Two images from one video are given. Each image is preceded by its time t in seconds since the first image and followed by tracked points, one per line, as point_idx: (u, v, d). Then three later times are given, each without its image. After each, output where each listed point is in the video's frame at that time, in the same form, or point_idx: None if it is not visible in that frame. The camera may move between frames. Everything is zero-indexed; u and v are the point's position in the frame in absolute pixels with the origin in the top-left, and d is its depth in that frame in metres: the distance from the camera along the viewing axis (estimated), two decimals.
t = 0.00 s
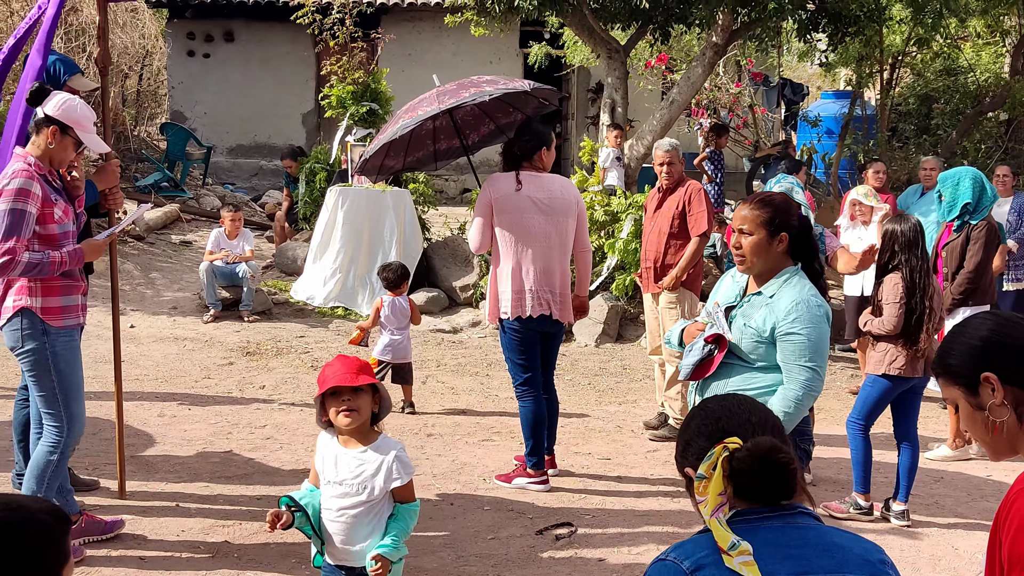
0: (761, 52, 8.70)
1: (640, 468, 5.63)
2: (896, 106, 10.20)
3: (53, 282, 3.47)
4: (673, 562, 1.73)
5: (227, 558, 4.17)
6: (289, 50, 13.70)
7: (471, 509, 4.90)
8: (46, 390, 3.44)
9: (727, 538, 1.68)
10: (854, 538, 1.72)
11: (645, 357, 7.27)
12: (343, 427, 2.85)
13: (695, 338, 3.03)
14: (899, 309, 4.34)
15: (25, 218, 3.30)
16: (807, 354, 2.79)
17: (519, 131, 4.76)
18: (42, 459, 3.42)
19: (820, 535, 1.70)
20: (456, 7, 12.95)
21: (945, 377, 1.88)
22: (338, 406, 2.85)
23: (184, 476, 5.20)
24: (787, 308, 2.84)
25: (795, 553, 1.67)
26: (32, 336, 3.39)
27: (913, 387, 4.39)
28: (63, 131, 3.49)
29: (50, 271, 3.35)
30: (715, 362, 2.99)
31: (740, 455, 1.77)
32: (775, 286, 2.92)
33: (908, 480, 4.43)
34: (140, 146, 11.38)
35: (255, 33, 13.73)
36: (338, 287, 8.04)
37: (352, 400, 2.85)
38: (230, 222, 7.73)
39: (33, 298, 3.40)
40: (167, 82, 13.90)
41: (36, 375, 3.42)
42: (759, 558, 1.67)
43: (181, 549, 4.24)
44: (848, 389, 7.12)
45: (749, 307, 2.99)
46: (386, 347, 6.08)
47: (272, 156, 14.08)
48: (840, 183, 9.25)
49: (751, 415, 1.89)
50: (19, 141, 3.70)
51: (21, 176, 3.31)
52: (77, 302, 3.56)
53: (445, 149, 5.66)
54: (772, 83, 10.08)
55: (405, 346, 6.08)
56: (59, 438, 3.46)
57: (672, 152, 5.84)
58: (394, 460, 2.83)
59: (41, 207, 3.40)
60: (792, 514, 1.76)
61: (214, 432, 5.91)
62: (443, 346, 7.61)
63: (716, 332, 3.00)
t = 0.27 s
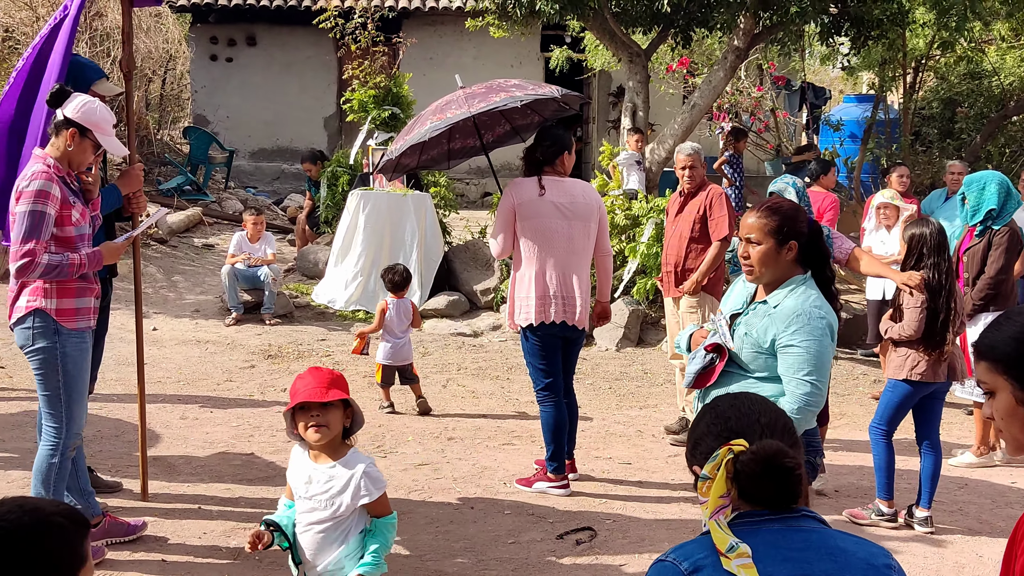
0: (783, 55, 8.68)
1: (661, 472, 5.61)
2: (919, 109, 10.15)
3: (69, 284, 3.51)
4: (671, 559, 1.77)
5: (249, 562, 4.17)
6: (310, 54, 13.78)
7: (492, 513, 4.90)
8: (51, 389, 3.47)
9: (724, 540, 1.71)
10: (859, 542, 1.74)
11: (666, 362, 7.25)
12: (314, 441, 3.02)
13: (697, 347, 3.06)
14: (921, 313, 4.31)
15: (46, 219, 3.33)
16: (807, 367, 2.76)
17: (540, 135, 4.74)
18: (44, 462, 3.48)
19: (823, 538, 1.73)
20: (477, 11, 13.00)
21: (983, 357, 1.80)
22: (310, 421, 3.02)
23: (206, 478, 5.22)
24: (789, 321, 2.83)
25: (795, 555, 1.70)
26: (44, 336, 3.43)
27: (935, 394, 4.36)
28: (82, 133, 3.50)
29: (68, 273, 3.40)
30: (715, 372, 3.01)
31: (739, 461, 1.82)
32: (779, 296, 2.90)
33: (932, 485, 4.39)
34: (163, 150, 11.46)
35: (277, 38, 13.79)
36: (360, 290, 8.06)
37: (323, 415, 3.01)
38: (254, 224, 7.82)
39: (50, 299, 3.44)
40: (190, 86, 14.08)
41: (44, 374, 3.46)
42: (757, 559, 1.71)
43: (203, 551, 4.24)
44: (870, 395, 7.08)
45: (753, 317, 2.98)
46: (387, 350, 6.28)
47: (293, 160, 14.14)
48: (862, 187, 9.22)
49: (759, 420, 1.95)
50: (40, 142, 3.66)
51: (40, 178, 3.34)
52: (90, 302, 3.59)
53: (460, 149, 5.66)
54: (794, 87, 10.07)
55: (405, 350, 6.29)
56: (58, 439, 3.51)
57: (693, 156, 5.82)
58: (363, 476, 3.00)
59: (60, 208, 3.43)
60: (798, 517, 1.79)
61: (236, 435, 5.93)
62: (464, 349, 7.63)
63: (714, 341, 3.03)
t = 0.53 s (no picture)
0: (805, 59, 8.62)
1: (682, 478, 5.59)
2: (943, 114, 10.11)
3: (90, 290, 3.55)
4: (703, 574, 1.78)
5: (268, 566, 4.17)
6: (334, 60, 13.87)
7: (513, 517, 4.90)
8: (72, 393, 3.52)
9: (759, 562, 1.71)
10: (885, 550, 1.76)
11: (687, 367, 7.25)
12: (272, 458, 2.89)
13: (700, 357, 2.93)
14: (938, 319, 4.28)
15: (70, 229, 3.37)
16: (813, 378, 2.64)
17: (563, 140, 4.74)
18: (65, 465, 3.52)
19: (853, 551, 1.75)
20: (499, 17, 13.05)
21: None
22: (268, 434, 2.89)
23: (229, 480, 5.25)
24: (794, 329, 2.72)
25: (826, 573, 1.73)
26: (66, 341, 3.48)
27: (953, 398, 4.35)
28: (104, 141, 3.54)
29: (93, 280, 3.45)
30: (721, 381, 2.90)
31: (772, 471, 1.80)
32: (786, 304, 2.81)
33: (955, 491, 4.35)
34: (187, 155, 11.53)
35: (301, 42, 13.93)
36: (382, 294, 8.11)
37: (282, 432, 2.89)
38: (277, 229, 7.86)
39: (73, 306, 3.48)
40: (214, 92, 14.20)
41: (66, 380, 3.50)
42: None
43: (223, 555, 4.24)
44: (893, 401, 7.04)
45: (757, 325, 2.88)
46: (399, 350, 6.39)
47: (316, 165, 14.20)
48: (885, 192, 9.18)
49: (797, 420, 1.93)
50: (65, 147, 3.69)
51: (64, 186, 3.37)
52: (110, 308, 3.64)
53: (474, 155, 5.68)
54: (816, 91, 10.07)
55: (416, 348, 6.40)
56: (78, 443, 3.53)
57: (715, 160, 5.81)
58: (314, 502, 2.82)
59: (83, 216, 3.48)
60: (828, 528, 1.80)
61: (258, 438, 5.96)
62: (486, 354, 7.66)
63: (719, 349, 2.90)
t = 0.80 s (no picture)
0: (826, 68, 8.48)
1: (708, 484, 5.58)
2: (969, 120, 10.07)
3: (118, 297, 3.56)
4: None
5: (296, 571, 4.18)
6: (360, 66, 14.01)
7: (539, 522, 4.91)
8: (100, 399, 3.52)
9: (786, 562, 1.63)
10: (921, 562, 1.70)
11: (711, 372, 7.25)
12: (235, 473, 2.83)
13: (695, 370, 2.78)
14: (961, 324, 4.29)
15: (95, 237, 3.38)
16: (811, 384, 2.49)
17: (587, 147, 4.76)
18: (94, 470, 3.54)
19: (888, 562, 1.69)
20: (524, 25, 13.16)
21: None
22: (230, 447, 2.83)
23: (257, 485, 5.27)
24: (789, 335, 2.58)
25: None
26: (95, 346, 3.49)
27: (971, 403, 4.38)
28: (128, 149, 3.54)
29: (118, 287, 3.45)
30: (718, 395, 2.73)
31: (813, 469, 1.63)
32: (780, 310, 2.67)
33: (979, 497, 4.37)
34: (215, 162, 11.59)
35: (327, 50, 14.09)
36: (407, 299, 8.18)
37: (245, 443, 2.83)
38: (303, 235, 7.91)
39: (99, 314, 3.48)
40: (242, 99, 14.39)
41: (95, 387, 3.49)
42: None
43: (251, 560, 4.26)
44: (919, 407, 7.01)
45: (751, 334, 2.73)
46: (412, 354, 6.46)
47: (343, 172, 14.28)
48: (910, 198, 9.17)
49: (837, 423, 1.81)
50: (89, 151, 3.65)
51: (88, 196, 3.38)
52: (138, 314, 3.63)
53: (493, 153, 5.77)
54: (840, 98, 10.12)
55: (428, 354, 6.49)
56: (107, 448, 3.54)
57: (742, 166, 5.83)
58: (277, 510, 2.75)
59: (108, 225, 3.48)
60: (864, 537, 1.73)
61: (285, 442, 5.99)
62: (512, 359, 7.70)
63: (716, 360, 2.74)
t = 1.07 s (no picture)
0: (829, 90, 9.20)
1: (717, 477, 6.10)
2: (960, 141, 10.63)
3: (186, 302, 3.82)
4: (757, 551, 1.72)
5: (346, 546, 4.74)
6: (400, 92, 15.38)
7: (562, 509, 5.47)
8: (168, 393, 3.79)
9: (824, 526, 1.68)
10: (924, 549, 1.78)
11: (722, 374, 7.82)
12: (216, 476, 2.84)
13: (668, 367, 3.21)
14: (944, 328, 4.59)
15: (161, 248, 3.65)
16: (766, 372, 2.89)
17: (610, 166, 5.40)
18: (159, 458, 3.79)
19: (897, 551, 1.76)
20: (549, 52, 14.05)
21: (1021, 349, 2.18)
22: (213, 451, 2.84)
23: (308, 473, 5.88)
24: (747, 330, 2.98)
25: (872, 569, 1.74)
26: (165, 346, 3.76)
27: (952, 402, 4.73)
28: (190, 166, 3.81)
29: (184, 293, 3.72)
30: (688, 387, 3.16)
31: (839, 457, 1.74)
32: (738, 310, 3.08)
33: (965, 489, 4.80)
34: (268, 180, 12.55)
35: (370, 78, 15.44)
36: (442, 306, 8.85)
37: (226, 447, 2.83)
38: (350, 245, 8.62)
39: (170, 316, 3.76)
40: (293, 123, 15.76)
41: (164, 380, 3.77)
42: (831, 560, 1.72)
43: (307, 537, 4.84)
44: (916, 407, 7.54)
45: (715, 332, 3.15)
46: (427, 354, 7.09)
47: (384, 189, 15.75)
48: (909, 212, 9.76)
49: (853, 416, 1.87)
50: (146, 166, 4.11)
51: (155, 211, 3.66)
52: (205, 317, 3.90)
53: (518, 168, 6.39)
54: (841, 120, 10.87)
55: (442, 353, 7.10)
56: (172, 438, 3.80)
57: (745, 184, 6.50)
58: (263, 506, 2.80)
59: (174, 236, 3.75)
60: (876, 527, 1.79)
61: (332, 436, 6.62)
62: (540, 361, 8.35)
63: (686, 357, 3.18)
